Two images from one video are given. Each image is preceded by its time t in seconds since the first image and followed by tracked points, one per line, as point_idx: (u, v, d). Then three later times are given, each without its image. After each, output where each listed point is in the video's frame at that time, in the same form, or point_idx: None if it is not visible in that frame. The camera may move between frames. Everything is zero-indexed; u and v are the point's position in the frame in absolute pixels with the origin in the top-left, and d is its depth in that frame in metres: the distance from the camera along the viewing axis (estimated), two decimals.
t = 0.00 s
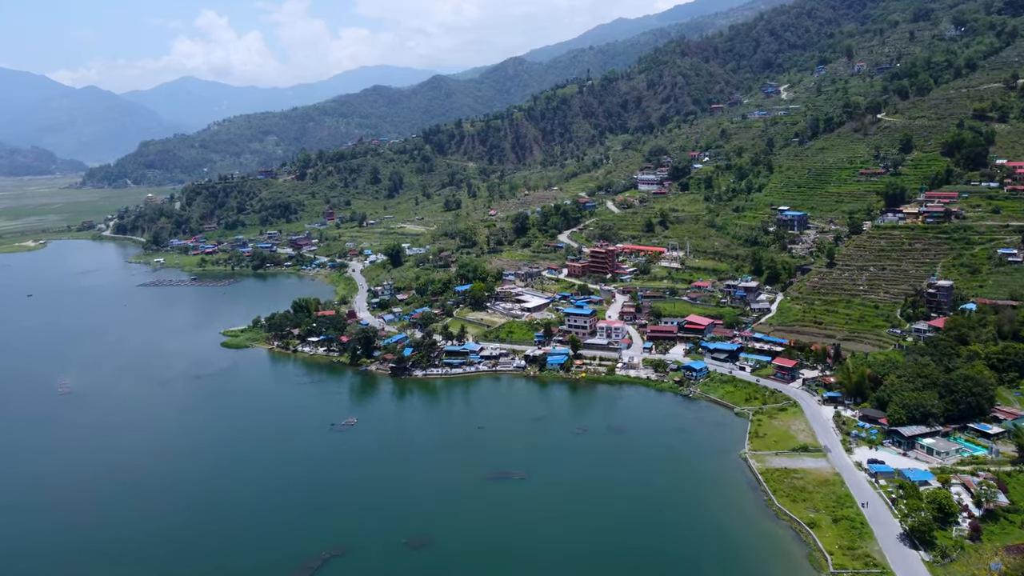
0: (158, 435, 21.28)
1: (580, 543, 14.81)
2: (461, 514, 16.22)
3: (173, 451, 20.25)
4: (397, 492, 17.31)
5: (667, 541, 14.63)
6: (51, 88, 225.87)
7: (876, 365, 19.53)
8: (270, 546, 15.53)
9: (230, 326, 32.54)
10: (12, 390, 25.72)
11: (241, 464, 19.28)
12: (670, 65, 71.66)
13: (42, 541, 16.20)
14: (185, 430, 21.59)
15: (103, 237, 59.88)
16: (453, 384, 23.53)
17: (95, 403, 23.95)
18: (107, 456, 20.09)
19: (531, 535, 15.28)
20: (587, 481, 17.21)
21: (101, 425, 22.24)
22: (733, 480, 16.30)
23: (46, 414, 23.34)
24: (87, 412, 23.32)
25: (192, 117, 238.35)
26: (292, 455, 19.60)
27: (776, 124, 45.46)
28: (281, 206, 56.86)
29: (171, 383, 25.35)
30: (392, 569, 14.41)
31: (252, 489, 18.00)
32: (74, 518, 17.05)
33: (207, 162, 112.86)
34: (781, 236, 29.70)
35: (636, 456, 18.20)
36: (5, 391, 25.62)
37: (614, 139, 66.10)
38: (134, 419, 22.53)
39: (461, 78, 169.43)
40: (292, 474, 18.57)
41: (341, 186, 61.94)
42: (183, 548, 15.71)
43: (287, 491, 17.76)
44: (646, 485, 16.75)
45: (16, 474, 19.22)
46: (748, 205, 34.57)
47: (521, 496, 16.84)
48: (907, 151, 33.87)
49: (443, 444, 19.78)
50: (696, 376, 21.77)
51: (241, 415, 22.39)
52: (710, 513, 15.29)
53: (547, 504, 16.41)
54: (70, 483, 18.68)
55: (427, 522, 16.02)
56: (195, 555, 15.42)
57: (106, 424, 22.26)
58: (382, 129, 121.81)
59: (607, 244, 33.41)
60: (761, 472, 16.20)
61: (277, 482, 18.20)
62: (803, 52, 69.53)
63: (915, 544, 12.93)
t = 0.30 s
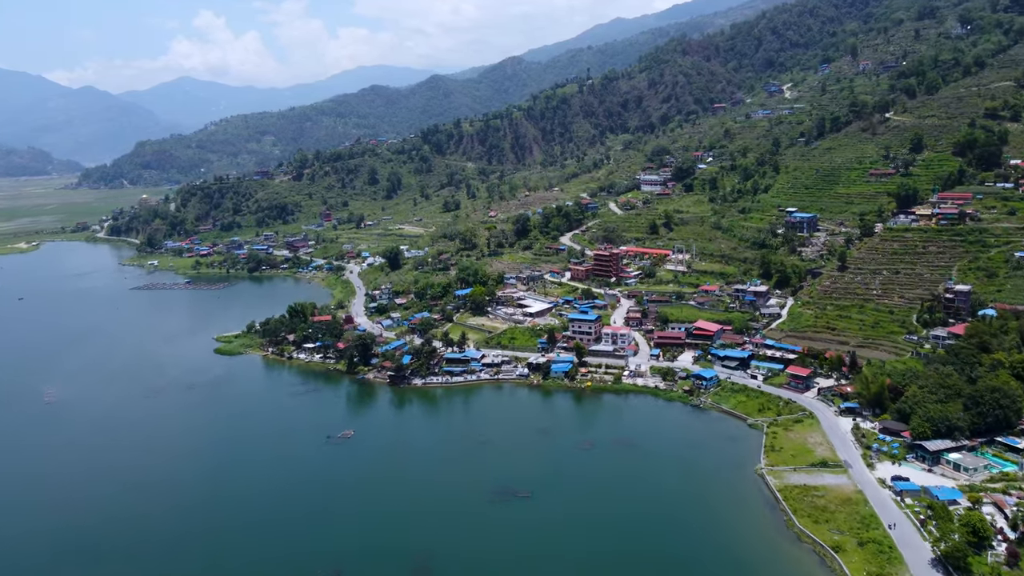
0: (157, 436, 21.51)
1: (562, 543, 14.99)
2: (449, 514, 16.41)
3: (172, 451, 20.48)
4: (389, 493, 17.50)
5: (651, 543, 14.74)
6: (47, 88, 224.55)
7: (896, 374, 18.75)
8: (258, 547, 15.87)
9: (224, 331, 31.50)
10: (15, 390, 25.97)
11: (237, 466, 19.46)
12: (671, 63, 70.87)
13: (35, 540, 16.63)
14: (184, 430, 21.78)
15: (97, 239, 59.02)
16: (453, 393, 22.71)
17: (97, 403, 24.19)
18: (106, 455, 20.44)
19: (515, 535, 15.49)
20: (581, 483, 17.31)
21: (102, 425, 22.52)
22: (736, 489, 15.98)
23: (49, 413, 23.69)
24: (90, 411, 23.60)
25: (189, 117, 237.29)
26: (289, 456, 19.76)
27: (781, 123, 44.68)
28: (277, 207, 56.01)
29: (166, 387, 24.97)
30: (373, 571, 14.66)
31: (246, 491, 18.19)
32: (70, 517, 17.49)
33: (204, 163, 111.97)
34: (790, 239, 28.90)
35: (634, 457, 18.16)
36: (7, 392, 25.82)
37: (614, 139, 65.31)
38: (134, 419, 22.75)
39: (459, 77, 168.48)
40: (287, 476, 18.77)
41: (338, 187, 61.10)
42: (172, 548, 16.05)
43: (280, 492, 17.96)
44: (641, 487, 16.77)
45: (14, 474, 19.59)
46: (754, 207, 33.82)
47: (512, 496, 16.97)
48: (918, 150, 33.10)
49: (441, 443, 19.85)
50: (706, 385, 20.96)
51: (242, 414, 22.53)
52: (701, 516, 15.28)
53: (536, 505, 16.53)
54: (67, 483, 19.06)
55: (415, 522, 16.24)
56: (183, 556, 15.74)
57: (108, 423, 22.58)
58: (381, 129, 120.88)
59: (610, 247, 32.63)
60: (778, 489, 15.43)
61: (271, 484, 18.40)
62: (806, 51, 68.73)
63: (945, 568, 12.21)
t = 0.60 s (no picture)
0: (155, 436, 21.57)
1: (553, 542, 15.04)
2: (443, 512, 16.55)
3: (169, 452, 20.56)
4: (384, 494, 17.60)
5: (642, 541, 14.75)
6: (44, 88, 223.35)
7: (917, 384, 17.99)
8: (252, 546, 16.06)
9: (218, 336, 30.42)
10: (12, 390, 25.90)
11: (233, 466, 19.52)
12: (673, 62, 70.14)
13: (32, 539, 16.88)
14: (183, 430, 21.80)
15: (91, 240, 58.12)
16: (454, 402, 21.90)
17: (95, 403, 24.24)
18: (103, 456, 20.54)
19: (505, 533, 15.62)
20: (577, 481, 17.33)
21: (100, 425, 22.59)
22: (738, 498, 15.62)
23: (49, 412, 23.78)
24: (89, 411, 23.67)
25: (187, 117, 236.19)
26: (286, 456, 19.80)
27: (787, 123, 43.92)
28: (274, 208, 55.19)
29: (157, 394, 24.42)
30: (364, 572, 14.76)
31: (242, 492, 18.31)
32: (67, 517, 17.69)
33: (201, 163, 111.13)
34: (800, 241, 28.13)
35: (633, 456, 18.09)
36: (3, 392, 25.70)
37: (616, 139, 64.55)
38: (132, 419, 22.75)
39: (458, 77, 167.60)
40: (283, 475, 18.86)
41: (336, 187, 60.28)
42: (165, 548, 16.24)
43: (276, 492, 18.07)
44: (637, 487, 16.76)
45: (12, 475, 19.72)
46: (762, 208, 33.07)
47: (506, 495, 17.02)
48: (929, 151, 32.37)
49: (440, 442, 19.84)
50: (718, 395, 20.16)
51: (240, 414, 22.52)
52: (694, 517, 15.27)
53: (529, 502, 16.60)
54: (65, 482, 19.29)
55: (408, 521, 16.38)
56: (177, 556, 15.93)
57: (107, 423, 22.66)
58: (379, 129, 120.04)
59: (614, 249, 31.84)
60: (798, 507, 14.70)
61: (266, 484, 18.54)
62: (810, 50, 67.97)
63: None
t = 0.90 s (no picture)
0: (160, 435, 21.44)
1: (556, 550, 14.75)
2: (445, 515, 16.45)
3: (174, 451, 20.46)
4: (387, 499, 17.35)
5: (647, 551, 14.41)
6: (50, 88, 223.27)
7: (953, 396, 17.19)
8: (253, 546, 16.07)
9: (221, 341, 29.51)
10: (14, 388, 25.62)
11: (239, 467, 19.40)
12: (683, 60, 69.28)
13: (34, 537, 16.88)
14: (187, 431, 21.60)
15: (95, 241, 57.51)
16: (466, 410, 21.13)
17: (100, 400, 24.12)
18: (108, 455, 20.50)
19: (507, 534, 15.52)
20: (585, 484, 17.14)
21: (105, 424, 22.40)
22: (757, 510, 15.15)
23: (53, 409, 23.64)
24: (95, 408, 23.57)
25: (193, 117, 235.90)
26: (291, 459, 19.57)
27: (802, 121, 43.03)
28: (280, 209, 54.54)
29: (157, 399, 23.72)
30: None
31: (245, 494, 18.18)
32: (70, 514, 17.71)
33: (207, 162, 110.64)
34: (821, 243, 27.29)
35: (646, 460, 17.77)
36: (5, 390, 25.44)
37: (625, 138, 63.73)
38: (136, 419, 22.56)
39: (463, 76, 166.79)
40: (288, 476, 18.79)
41: (342, 188, 59.58)
42: (167, 547, 16.26)
43: (280, 493, 18.01)
44: (647, 491, 16.53)
45: (15, 473, 19.64)
46: (779, 208, 32.23)
47: (512, 497, 16.89)
48: (952, 149, 31.49)
49: (448, 445, 19.65)
50: (741, 405, 19.34)
51: (246, 416, 22.21)
52: (704, 525, 14.95)
53: (534, 505, 16.44)
54: (70, 480, 19.27)
55: (411, 523, 16.32)
56: (178, 555, 15.96)
57: (112, 420, 22.55)
58: (385, 128, 119.38)
59: (628, 251, 31.03)
60: (834, 527, 13.93)
61: (271, 484, 18.48)
62: (822, 47, 67.02)
63: None
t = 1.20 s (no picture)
0: (176, 437, 21.04)
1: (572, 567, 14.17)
2: (460, 527, 15.92)
3: (186, 453, 20.04)
4: (400, 508, 16.82)
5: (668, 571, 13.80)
6: (64, 87, 224.43)
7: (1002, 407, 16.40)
8: (261, 547, 15.83)
9: (236, 344, 28.89)
10: (29, 391, 25.28)
11: (254, 470, 18.95)
12: (700, 57, 68.35)
13: (43, 536, 16.61)
14: (201, 433, 21.16)
15: (109, 241, 57.21)
16: (489, 417, 20.45)
17: (116, 401, 23.79)
18: (123, 454, 20.19)
19: (519, 544, 15.10)
20: (609, 495, 16.57)
21: (118, 424, 22.06)
22: (802, 531, 14.37)
23: (68, 410, 23.34)
24: (111, 407, 23.29)
25: (206, 116, 236.73)
26: (304, 463, 19.09)
27: (826, 118, 42.10)
28: (293, 208, 54.08)
29: (170, 404, 23.12)
30: None
31: (255, 498, 17.74)
32: (79, 513, 17.45)
33: (220, 161, 110.75)
34: (853, 244, 26.44)
35: (679, 473, 17.05)
36: (20, 392, 25.13)
37: (641, 136, 62.92)
38: (151, 420, 22.15)
39: (475, 74, 166.29)
40: (303, 477, 18.43)
41: (356, 187, 59.09)
42: (173, 544, 16.08)
43: (293, 495, 17.67)
44: (678, 506, 15.85)
45: (26, 473, 19.45)
46: (806, 208, 31.41)
47: (530, 507, 16.41)
48: (986, 146, 30.55)
49: (471, 451, 19.11)
50: (777, 414, 18.58)
51: (262, 419, 21.73)
52: (732, 545, 14.28)
53: (553, 516, 15.94)
54: (83, 479, 19.00)
55: (422, 531, 15.90)
56: (183, 553, 15.77)
57: (129, 421, 22.21)
58: (397, 127, 119.02)
59: (651, 252, 30.27)
60: (886, 546, 13.24)
61: (284, 485, 18.16)
62: (841, 43, 65.85)
63: None
